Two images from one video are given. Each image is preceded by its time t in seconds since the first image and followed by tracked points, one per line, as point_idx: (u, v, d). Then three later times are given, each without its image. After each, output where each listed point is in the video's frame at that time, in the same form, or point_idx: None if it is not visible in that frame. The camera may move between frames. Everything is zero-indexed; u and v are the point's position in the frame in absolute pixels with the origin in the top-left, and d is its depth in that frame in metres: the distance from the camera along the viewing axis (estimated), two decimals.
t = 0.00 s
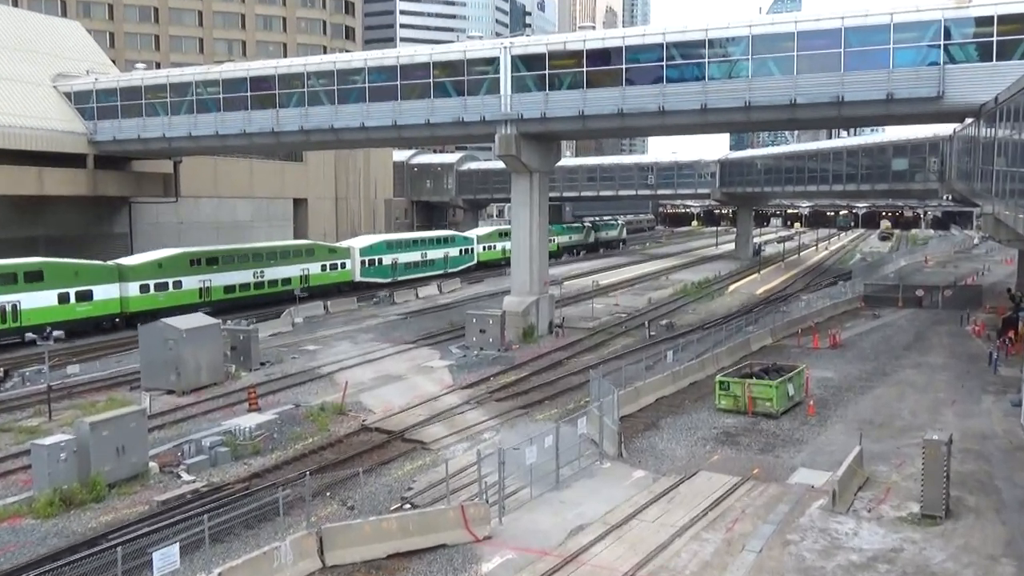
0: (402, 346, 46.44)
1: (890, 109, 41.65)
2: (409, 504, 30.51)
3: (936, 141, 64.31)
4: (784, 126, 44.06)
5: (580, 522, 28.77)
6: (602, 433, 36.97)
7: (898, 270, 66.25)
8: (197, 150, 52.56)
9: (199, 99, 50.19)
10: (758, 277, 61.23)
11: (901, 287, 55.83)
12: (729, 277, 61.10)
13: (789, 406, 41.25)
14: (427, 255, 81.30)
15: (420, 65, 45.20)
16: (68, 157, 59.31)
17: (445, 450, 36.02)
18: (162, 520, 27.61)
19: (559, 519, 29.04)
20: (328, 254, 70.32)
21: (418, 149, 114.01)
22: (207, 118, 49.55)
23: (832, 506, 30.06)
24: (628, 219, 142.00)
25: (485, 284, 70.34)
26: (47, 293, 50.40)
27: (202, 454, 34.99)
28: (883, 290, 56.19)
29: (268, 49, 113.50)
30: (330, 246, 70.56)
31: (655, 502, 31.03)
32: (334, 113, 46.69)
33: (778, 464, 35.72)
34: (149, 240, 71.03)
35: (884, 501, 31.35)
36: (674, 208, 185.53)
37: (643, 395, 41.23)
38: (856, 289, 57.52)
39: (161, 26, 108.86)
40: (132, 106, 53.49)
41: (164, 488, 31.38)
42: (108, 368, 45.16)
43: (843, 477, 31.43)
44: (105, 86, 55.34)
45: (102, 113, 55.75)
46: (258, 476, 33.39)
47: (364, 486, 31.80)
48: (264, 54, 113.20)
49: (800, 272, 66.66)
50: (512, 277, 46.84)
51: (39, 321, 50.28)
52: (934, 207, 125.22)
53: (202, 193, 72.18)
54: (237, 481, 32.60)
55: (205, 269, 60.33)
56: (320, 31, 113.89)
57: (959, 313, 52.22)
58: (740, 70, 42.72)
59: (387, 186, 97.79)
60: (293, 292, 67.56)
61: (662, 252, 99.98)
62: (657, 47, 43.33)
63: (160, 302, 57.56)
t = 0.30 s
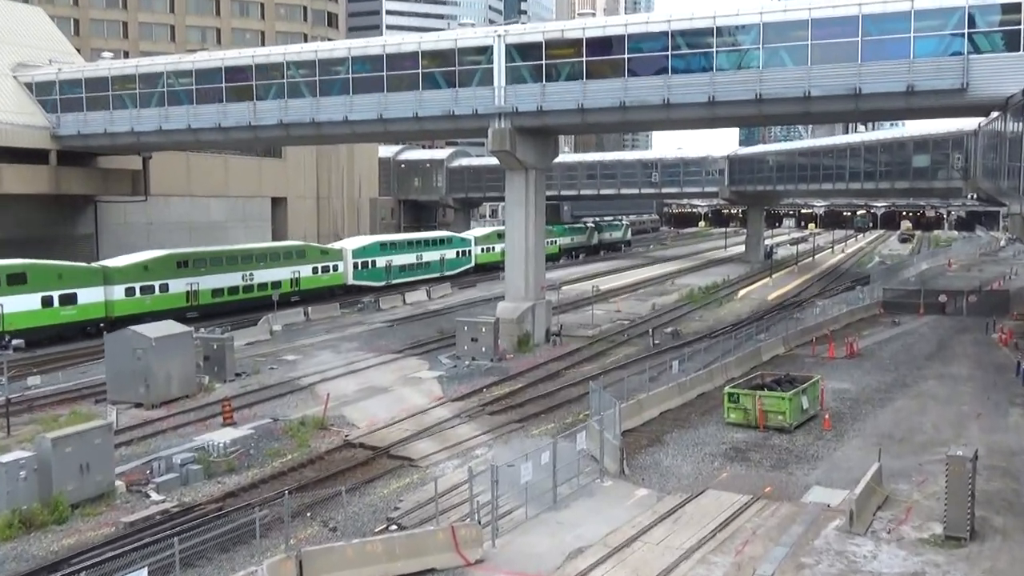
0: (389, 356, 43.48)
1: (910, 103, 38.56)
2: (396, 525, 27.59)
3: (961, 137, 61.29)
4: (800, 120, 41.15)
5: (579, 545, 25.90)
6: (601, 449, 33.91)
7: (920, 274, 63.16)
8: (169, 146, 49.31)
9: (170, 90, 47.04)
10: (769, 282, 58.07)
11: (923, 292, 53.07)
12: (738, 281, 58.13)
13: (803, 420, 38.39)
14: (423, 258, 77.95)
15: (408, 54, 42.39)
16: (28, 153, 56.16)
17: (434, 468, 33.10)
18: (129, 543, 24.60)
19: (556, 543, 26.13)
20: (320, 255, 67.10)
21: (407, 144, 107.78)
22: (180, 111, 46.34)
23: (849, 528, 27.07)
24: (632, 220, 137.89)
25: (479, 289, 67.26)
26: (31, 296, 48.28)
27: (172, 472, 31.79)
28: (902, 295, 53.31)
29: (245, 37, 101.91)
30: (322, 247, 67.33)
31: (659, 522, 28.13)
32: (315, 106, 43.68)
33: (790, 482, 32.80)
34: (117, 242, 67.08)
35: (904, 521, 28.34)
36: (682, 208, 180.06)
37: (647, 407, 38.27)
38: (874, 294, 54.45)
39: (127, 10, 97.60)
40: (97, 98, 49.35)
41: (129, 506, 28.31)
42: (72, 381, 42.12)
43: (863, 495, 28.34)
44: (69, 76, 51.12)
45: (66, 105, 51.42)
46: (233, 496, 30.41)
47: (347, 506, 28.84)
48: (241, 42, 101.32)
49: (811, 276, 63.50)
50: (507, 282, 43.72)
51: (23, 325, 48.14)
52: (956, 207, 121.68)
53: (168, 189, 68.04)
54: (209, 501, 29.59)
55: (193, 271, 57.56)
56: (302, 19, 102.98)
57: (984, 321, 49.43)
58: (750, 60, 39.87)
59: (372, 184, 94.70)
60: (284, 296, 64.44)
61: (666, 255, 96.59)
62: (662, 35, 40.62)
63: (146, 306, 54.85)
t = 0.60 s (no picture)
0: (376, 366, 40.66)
1: (933, 96, 35.66)
2: (382, 550, 24.82)
3: (986, 131, 58.43)
4: (816, 114, 38.28)
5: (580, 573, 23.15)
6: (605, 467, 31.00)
7: (943, 278, 60.23)
8: (140, 142, 46.29)
9: (140, 81, 44.08)
10: (781, 287, 55.13)
11: (946, 298, 50.39)
12: (748, 286, 55.30)
13: (820, 435, 35.61)
14: (419, 260, 74.73)
15: (396, 42, 39.73)
16: None
17: (423, 487, 30.30)
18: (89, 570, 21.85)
19: (555, 570, 23.38)
20: (311, 257, 64.13)
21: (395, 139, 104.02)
22: (151, 103, 43.33)
23: (870, 550, 24.14)
24: (637, 219, 133.99)
25: (472, 294, 64.29)
26: (13, 301, 45.54)
27: (141, 491, 29.03)
28: (925, 301, 50.65)
29: (221, 23, 97.81)
30: (314, 249, 64.37)
31: (667, 545, 25.40)
32: (296, 98, 40.84)
33: (806, 502, 30.03)
34: (84, 245, 63.66)
35: (928, 543, 25.57)
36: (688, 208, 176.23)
37: (652, 422, 35.47)
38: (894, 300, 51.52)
39: None
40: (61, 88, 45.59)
41: (92, 530, 25.57)
42: (35, 394, 39.25)
43: (885, 514, 25.38)
44: (32, 66, 46.71)
45: (28, 98, 47.02)
46: (206, 517, 27.61)
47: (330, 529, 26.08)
48: (214, 29, 97.54)
49: (823, 281, 60.51)
50: (502, 287, 40.80)
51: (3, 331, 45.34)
52: (981, 205, 117.74)
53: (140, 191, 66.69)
54: (179, 524, 26.75)
55: (180, 274, 54.81)
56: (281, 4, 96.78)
57: (1012, 329, 46.67)
58: (762, 49, 37.11)
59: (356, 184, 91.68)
60: (275, 300, 61.50)
61: (671, 257, 93.31)
62: (667, 23, 37.93)
63: (131, 310, 52.10)
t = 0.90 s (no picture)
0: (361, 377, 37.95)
1: (958, 86, 32.90)
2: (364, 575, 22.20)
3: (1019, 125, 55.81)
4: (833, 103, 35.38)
5: None
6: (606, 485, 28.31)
7: (968, 280, 57.32)
8: (109, 136, 43.61)
9: (106, 70, 41.48)
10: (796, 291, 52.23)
11: (974, 303, 47.72)
12: (759, 290, 52.51)
13: (837, 451, 32.94)
14: (416, 262, 71.44)
15: (382, 28, 37.25)
16: None
17: (411, 506, 27.65)
18: None
19: None
20: (303, 258, 61.14)
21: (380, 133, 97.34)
22: (119, 94, 40.55)
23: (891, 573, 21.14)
24: (644, 218, 129.59)
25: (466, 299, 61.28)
26: None
27: (107, 511, 26.35)
28: (951, 305, 48.13)
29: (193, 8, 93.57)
30: (305, 250, 61.37)
31: (678, 569, 22.80)
32: (274, 88, 38.12)
33: (823, 521, 27.40)
34: (46, 243, 60.35)
35: (955, 568, 22.96)
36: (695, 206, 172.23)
37: (656, 435, 32.64)
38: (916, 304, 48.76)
39: None
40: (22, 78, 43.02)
41: (47, 555, 23.02)
42: None
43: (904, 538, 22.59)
44: None
45: None
46: (178, 538, 24.95)
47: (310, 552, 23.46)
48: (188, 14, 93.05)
49: (840, 284, 57.53)
50: (495, 292, 37.66)
51: None
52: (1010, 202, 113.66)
53: (104, 188, 62.74)
54: (143, 548, 24.01)
55: (167, 275, 52.00)
56: None
57: None
58: (775, 36, 34.58)
59: (338, 181, 86.50)
60: (265, 302, 58.52)
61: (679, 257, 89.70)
62: (673, 8, 35.37)
63: (116, 313, 49.36)
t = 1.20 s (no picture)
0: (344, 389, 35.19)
1: (983, 75, 30.24)
2: None
3: None
4: (853, 95, 32.74)
5: None
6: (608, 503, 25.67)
7: (993, 282, 54.27)
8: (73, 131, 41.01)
9: (69, 59, 39.06)
10: (814, 294, 49.36)
11: (1004, 308, 44.98)
12: (772, 295, 49.63)
13: (855, 467, 30.19)
14: (414, 263, 65.91)
15: (366, 13, 34.85)
16: None
17: (398, 527, 24.99)
18: None
19: None
20: (293, 260, 56.18)
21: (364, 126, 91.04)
22: (82, 85, 37.60)
23: None
24: (649, 217, 124.96)
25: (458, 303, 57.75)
26: None
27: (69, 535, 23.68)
28: (978, 311, 45.49)
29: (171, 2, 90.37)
30: (297, 251, 56.46)
31: None
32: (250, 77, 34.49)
33: (840, 542, 24.79)
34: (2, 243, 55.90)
35: None
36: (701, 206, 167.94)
37: (661, 451, 29.92)
38: (940, 309, 45.97)
39: None
40: None
41: None
42: None
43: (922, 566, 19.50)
44: None
45: None
46: (142, 566, 22.29)
47: None
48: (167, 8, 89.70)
49: (858, 287, 54.63)
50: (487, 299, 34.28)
51: None
52: None
53: (65, 185, 58.92)
54: None
55: (152, 277, 48.19)
56: None
57: None
58: (788, 22, 32.09)
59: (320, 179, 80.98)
60: (254, 306, 53.84)
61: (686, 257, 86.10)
62: None
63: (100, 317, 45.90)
